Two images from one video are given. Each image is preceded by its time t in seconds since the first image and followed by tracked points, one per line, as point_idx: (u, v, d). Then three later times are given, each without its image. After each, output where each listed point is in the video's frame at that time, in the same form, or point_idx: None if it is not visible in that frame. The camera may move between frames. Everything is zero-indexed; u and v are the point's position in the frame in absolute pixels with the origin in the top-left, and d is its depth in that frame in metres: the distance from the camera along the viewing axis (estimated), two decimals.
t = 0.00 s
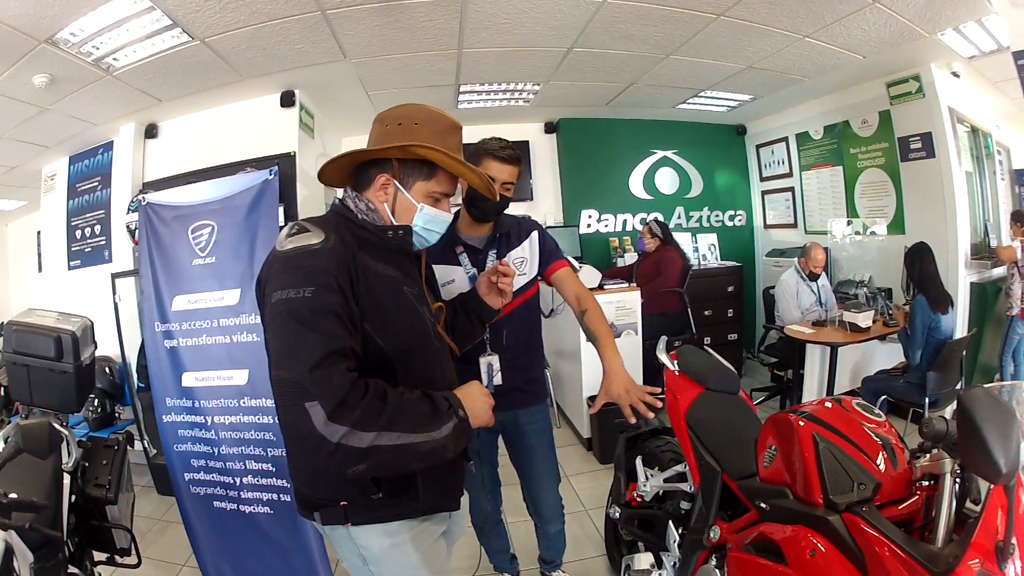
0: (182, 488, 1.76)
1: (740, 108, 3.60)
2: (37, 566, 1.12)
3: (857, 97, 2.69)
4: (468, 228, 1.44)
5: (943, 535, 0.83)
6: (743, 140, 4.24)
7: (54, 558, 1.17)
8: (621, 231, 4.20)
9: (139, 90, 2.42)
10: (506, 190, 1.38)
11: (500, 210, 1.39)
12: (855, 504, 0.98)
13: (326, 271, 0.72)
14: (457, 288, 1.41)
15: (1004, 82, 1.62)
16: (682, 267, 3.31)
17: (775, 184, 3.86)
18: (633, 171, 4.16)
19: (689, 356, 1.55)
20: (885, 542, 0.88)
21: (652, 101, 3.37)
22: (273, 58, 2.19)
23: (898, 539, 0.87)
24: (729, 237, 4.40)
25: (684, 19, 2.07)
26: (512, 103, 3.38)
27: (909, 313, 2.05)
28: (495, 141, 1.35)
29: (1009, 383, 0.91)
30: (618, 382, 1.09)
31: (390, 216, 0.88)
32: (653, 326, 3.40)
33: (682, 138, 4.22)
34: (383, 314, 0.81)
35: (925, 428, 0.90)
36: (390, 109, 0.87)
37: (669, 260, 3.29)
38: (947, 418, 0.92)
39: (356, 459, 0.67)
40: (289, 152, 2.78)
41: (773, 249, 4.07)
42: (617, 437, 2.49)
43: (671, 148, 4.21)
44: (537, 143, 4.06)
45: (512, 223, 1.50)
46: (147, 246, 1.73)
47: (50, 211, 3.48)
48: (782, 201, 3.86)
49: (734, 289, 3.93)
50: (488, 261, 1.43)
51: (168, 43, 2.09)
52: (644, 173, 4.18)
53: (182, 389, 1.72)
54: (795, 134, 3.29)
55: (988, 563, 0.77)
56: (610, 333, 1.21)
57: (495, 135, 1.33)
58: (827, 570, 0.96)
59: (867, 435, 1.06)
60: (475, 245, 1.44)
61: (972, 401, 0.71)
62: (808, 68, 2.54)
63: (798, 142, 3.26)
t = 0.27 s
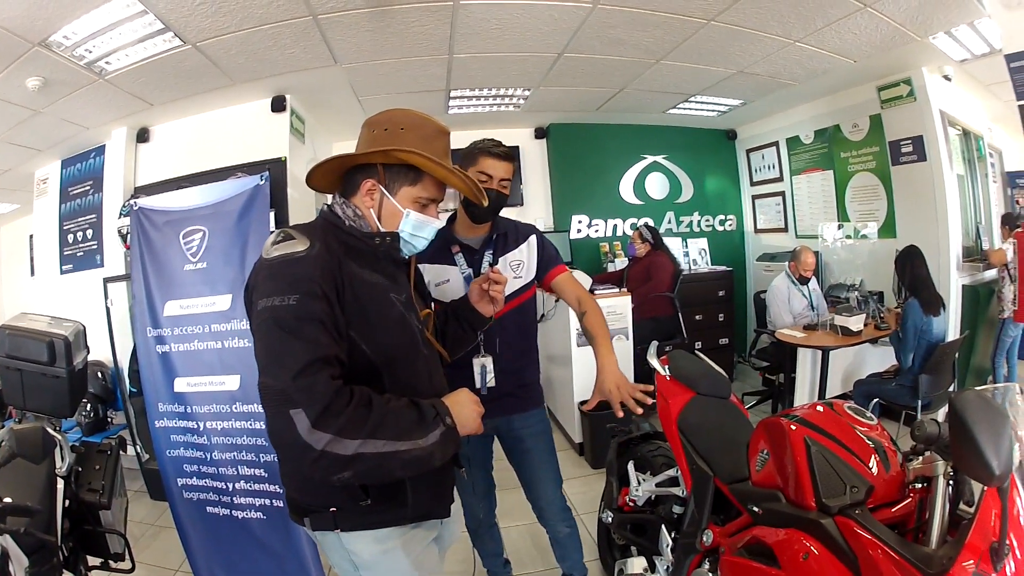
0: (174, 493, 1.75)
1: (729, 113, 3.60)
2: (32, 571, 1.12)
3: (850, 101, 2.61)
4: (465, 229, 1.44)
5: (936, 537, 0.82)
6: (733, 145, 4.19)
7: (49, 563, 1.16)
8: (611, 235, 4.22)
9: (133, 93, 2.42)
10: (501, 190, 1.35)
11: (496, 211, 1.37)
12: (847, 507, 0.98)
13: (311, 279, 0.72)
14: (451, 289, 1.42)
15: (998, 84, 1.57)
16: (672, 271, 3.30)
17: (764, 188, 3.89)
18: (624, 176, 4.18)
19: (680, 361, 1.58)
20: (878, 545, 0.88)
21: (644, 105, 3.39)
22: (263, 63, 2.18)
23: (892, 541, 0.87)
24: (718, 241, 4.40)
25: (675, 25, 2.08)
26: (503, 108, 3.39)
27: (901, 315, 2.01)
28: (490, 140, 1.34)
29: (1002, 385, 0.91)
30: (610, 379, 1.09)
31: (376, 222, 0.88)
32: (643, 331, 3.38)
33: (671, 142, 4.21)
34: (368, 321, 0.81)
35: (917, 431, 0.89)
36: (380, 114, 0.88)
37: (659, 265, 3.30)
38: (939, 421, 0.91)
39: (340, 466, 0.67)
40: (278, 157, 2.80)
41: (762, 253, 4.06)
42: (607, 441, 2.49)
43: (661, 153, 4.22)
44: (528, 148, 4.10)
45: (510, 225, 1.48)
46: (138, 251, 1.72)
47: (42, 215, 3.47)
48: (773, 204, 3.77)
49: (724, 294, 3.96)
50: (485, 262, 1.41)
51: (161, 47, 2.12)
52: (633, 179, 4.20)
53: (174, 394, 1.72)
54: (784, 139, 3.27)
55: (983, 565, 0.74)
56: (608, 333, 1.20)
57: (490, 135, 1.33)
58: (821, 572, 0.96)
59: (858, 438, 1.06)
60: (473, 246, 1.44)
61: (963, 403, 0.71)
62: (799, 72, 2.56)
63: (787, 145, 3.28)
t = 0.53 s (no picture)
0: (176, 493, 1.75)
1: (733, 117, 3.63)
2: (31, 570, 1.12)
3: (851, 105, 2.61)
4: (490, 231, 1.46)
5: (937, 540, 0.81)
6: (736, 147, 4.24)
7: (49, 563, 1.16)
8: (614, 238, 4.23)
9: (136, 92, 2.42)
10: (524, 191, 1.36)
11: (522, 211, 1.40)
12: (849, 510, 0.97)
13: (311, 281, 0.72)
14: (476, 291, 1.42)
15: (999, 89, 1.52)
16: (674, 274, 3.31)
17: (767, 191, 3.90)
18: (626, 179, 4.18)
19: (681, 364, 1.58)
20: (880, 548, 0.87)
21: (646, 108, 3.39)
22: (267, 63, 2.19)
23: (893, 544, 0.86)
24: (722, 245, 4.41)
25: (678, 27, 2.08)
26: (504, 110, 3.39)
27: (903, 318, 2.00)
28: (508, 141, 1.35)
29: (1004, 390, 0.90)
30: (649, 345, 0.98)
31: (379, 223, 0.89)
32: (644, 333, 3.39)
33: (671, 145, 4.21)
34: (368, 324, 0.81)
35: (918, 436, 0.89)
36: (378, 115, 0.87)
37: (660, 267, 3.31)
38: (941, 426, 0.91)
39: (338, 470, 0.67)
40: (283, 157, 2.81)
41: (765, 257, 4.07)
42: (609, 444, 2.49)
43: (665, 156, 4.22)
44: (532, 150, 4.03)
45: (534, 225, 1.48)
46: (140, 250, 1.72)
47: (45, 214, 3.47)
48: (774, 208, 3.88)
49: (727, 298, 3.97)
50: (508, 263, 1.41)
51: (163, 46, 2.15)
52: (636, 183, 4.21)
53: (176, 394, 1.72)
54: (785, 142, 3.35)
55: (983, 569, 0.74)
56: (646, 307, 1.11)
57: (508, 135, 1.33)
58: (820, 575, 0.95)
59: (860, 442, 1.06)
60: (496, 248, 1.44)
61: (964, 409, 0.71)
62: (801, 75, 2.56)
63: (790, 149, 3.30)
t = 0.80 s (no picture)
0: (176, 493, 1.75)
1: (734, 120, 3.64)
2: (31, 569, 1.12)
3: (853, 111, 2.66)
4: (522, 235, 1.44)
5: (936, 544, 0.81)
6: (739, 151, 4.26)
7: (49, 562, 1.16)
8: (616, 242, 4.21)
9: (139, 92, 2.42)
10: (556, 200, 1.31)
11: (556, 217, 1.37)
12: (850, 515, 0.98)
13: (309, 286, 0.72)
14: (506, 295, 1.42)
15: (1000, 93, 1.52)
16: (676, 278, 3.33)
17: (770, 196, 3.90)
18: (628, 182, 4.18)
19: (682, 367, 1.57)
20: (880, 553, 0.88)
21: (648, 111, 3.40)
22: (270, 64, 2.19)
23: (893, 548, 0.86)
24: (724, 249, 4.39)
25: (682, 32, 2.08)
26: (506, 113, 3.40)
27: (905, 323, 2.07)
28: (537, 146, 1.28)
29: (1005, 395, 0.90)
30: (694, 377, 0.89)
31: (379, 222, 0.90)
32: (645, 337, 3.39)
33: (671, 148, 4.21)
34: (367, 327, 0.81)
35: (920, 440, 0.90)
36: (364, 117, 0.86)
37: (662, 270, 3.30)
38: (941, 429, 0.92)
39: (339, 474, 0.67)
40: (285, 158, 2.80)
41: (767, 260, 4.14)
42: (610, 447, 2.49)
43: (667, 160, 4.23)
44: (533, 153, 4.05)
45: (569, 229, 1.44)
46: (143, 250, 1.73)
47: (47, 213, 3.48)
48: (776, 213, 3.92)
49: (728, 301, 3.96)
50: (541, 270, 1.39)
51: (167, 46, 2.15)
52: (638, 187, 4.21)
53: (177, 394, 1.72)
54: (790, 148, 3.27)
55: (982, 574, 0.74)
56: (690, 331, 1.00)
57: (537, 140, 1.27)
58: None
59: (861, 446, 1.06)
60: (529, 253, 1.43)
61: (963, 413, 0.71)
62: (804, 79, 2.57)
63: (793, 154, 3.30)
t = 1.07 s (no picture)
0: (173, 493, 1.75)
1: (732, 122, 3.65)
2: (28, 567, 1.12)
3: (852, 113, 2.66)
4: (544, 235, 1.43)
5: (932, 546, 0.81)
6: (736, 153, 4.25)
7: (46, 560, 1.16)
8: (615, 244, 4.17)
9: (138, 90, 2.42)
10: (577, 204, 1.29)
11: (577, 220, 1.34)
12: (846, 515, 0.98)
13: (301, 287, 0.72)
14: (524, 294, 1.44)
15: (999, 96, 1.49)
16: (674, 280, 3.34)
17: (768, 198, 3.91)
18: (627, 184, 4.19)
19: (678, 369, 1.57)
20: (876, 555, 0.88)
21: (647, 113, 3.41)
22: (269, 64, 2.19)
23: (890, 550, 0.86)
24: (723, 250, 4.39)
25: (680, 34, 2.09)
26: (504, 114, 3.40)
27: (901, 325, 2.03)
28: (557, 146, 1.26)
29: (1000, 397, 0.91)
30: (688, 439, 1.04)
31: (372, 219, 0.90)
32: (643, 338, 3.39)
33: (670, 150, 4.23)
34: (360, 328, 0.82)
35: (914, 442, 0.91)
36: (352, 115, 0.87)
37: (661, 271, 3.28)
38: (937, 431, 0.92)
39: (332, 476, 0.67)
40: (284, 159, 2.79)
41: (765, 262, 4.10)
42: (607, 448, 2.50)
43: (665, 161, 4.24)
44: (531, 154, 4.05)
45: (593, 233, 1.41)
46: (140, 249, 1.73)
47: (44, 211, 3.47)
48: (774, 214, 3.89)
49: (725, 303, 3.96)
50: (558, 273, 1.38)
51: (166, 46, 2.13)
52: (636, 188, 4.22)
53: (174, 394, 1.72)
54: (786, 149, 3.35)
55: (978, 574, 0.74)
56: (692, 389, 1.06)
57: (559, 140, 1.24)
58: None
59: (857, 448, 1.06)
60: (547, 254, 1.43)
61: (960, 415, 0.71)
62: (802, 82, 2.57)
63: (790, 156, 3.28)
